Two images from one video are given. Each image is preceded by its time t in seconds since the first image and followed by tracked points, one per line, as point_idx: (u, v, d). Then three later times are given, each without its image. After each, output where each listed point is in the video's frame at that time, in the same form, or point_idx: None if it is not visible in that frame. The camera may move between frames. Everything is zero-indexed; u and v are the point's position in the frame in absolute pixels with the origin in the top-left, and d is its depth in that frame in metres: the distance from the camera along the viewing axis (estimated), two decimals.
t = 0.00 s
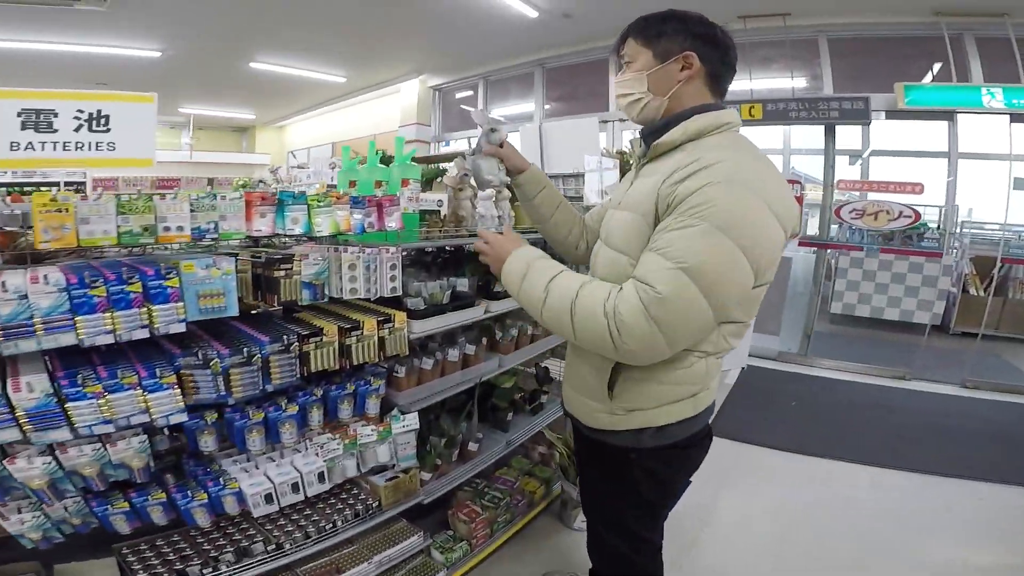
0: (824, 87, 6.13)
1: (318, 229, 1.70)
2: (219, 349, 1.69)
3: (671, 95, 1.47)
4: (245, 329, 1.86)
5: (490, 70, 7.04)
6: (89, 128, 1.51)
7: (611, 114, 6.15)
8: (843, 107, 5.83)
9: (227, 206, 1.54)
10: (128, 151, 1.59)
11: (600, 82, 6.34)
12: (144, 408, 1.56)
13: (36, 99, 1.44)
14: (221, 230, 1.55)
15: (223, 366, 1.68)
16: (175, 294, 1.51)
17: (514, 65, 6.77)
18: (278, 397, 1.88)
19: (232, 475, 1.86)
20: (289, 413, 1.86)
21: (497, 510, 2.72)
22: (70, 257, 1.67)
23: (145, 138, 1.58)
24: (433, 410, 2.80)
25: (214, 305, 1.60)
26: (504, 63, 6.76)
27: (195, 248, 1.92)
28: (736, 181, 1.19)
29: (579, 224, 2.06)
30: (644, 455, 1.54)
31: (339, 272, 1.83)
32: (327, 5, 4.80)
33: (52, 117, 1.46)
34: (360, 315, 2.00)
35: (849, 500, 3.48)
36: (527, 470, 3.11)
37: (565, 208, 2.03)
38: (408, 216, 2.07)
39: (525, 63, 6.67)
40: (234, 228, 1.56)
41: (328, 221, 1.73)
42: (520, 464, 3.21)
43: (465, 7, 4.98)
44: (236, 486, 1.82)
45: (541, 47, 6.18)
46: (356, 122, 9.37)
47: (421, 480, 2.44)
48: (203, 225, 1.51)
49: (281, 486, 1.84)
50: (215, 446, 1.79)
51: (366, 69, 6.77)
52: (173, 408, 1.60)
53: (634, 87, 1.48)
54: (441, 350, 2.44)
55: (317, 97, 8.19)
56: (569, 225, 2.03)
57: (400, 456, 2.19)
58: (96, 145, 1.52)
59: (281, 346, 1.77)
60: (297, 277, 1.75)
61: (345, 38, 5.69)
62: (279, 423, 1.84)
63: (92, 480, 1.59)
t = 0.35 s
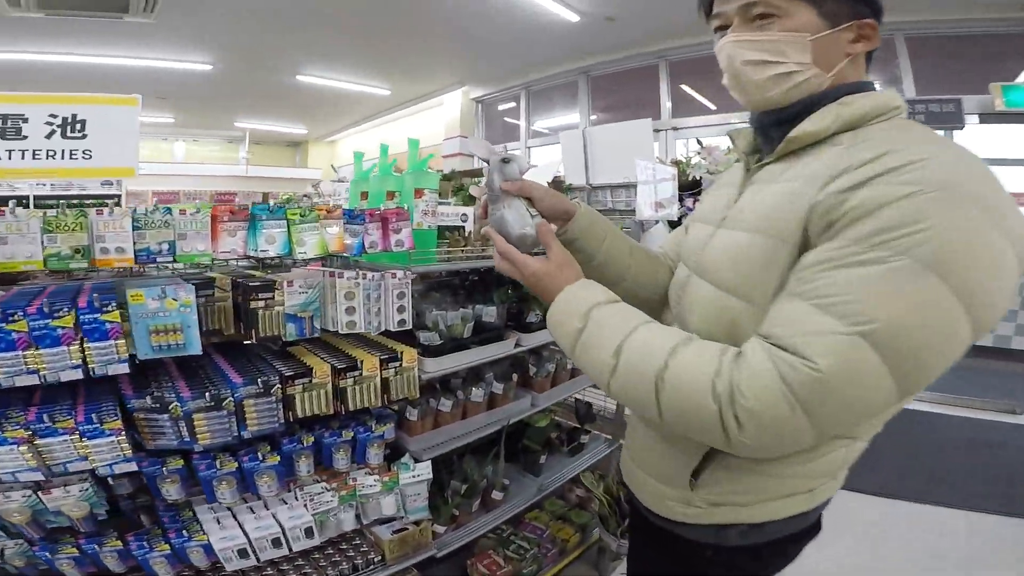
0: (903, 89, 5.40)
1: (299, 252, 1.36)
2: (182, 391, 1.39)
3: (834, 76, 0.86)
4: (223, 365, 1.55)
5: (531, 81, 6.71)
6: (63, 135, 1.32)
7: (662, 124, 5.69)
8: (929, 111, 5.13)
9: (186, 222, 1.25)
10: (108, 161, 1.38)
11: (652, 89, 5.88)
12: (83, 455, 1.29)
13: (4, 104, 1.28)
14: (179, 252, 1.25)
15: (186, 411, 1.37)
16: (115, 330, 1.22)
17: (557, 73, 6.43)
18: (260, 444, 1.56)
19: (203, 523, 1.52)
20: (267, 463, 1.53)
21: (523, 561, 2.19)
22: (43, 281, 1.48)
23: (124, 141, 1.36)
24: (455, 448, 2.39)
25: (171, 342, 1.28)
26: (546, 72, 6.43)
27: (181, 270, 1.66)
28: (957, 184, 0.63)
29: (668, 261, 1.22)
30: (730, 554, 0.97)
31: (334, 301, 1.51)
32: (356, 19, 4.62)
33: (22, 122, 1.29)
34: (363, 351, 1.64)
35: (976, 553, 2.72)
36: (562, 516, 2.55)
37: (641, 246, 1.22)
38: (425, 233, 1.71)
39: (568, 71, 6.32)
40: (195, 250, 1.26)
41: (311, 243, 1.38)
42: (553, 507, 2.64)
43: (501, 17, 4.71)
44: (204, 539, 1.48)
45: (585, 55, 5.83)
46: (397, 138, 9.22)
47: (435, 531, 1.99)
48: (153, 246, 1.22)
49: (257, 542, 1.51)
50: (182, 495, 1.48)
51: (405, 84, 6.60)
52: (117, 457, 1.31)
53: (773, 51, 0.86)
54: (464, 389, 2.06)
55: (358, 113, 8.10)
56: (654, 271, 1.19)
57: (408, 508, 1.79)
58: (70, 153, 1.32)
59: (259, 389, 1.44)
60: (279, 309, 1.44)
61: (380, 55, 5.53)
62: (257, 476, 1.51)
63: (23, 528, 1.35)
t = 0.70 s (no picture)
0: None
1: (286, 261, 1.20)
2: (158, 412, 1.19)
3: None
4: (215, 382, 1.36)
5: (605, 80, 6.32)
6: (75, 133, 1.13)
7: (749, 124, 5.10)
8: None
9: (157, 228, 1.12)
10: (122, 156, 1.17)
11: (742, 88, 5.33)
12: (46, 477, 1.13)
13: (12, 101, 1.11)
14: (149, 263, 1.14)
15: (161, 434, 1.18)
16: (73, 348, 1.04)
17: (632, 72, 6.00)
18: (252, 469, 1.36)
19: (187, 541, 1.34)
20: (254, 491, 1.34)
21: None
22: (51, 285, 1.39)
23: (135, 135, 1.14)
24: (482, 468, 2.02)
25: (140, 362, 1.11)
26: (620, 71, 6.02)
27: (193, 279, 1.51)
28: None
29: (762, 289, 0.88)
30: None
31: (336, 318, 1.28)
32: (418, 18, 4.49)
33: (31, 122, 1.12)
34: (373, 374, 1.41)
35: None
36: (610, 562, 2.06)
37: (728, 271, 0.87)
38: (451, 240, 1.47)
39: (645, 70, 5.88)
40: (167, 260, 1.13)
41: (301, 251, 1.21)
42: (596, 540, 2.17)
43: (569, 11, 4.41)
44: (184, 562, 1.31)
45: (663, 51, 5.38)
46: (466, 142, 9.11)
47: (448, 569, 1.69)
48: (116, 255, 1.11)
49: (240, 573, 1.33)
50: (166, 515, 1.30)
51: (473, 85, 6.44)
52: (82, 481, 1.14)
53: None
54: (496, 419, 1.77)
55: (427, 117, 8.06)
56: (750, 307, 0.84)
57: (418, 543, 1.55)
58: (81, 152, 1.14)
59: (246, 414, 1.23)
60: (272, 326, 1.24)
61: (446, 54, 5.39)
62: (241, 506, 1.33)
63: None
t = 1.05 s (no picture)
0: None
1: (283, 249, 1.16)
2: (161, 408, 1.13)
3: None
4: (224, 376, 1.29)
5: (641, 60, 6.05)
6: (82, 124, 1.00)
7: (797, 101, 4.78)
8: None
9: (150, 218, 1.11)
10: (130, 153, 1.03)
11: (788, 66, 5.00)
12: (51, 475, 1.09)
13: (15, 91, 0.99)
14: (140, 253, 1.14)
15: (165, 432, 1.12)
16: (67, 344, 0.99)
17: (671, 51, 5.71)
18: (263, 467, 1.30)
19: (201, 542, 1.28)
20: (263, 491, 1.28)
21: None
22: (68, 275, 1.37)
23: (145, 129, 1.01)
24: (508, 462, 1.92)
25: (138, 357, 1.07)
26: (658, 50, 5.74)
27: (208, 267, 1.46)
28: None
29: (836, 291, 0.83)
30: None
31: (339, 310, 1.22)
32: (444, 3, 4.36)
33: (39, 114, 0.99)
34: (387, 369, 1.32)
35: None
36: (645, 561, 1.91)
37: (789, 278, 0.82)
38: (467, 224, 1.37)
39: (684, 48, 5.58)
40: (162, 249, 1.12)
41: (299, 238, 1.16)
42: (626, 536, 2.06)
43: None
44: (196, 560, 1.26)
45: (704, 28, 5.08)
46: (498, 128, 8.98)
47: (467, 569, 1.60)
48: (105, 246, 1.11)
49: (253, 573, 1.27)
50: (178, 514, 1.26)
51: (505, 69, 6.28)
52: (87, 479, 1.09)
53: None
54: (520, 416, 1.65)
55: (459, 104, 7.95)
56: (816, 314, 0.80)
57: (436, 545, 1.46)
58: (90, 145, 1.00)
59: (252, 411, 1.15)
60: (275, 317, 1.21)
61: (476, 39, 5.24)
62: (250, 506, 1.27)
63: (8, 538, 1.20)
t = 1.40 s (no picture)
0: None
1: (289, 241, 1.15)
2: (165, 405, 1.12)
3: None
4: (229, 370, 1.28)
5: (656, 52, 5.96)
6: (89, 112, 0.98)
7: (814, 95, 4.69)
8: None
9: (155, 208, 1.11)
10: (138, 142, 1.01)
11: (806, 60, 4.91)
12: (54, 470, 1.08)
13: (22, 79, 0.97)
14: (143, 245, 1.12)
15: (169, 427, 1.11)
16: (69, 338, 0.99)
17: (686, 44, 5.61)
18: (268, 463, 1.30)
19: (206, 539, 1.29)
20: (269, 488, 1.26)
21: None
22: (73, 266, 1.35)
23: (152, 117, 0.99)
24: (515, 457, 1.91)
25: (141, 351, 1.07)
26: (673, 42, 5.64)
27: (215, 258, 1.44)
28: None
29: (874, 307, 0.89)
30: None
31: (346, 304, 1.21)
32: None
33: (46, 102, 0.98)
34: (394, 365, 1.30)
35: None
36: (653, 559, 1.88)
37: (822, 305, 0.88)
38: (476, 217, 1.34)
39: (699, 41, 5.48)
40: (166, 241, 1.12)
41: (305, 230, 1.16)
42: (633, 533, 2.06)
43: None
44: (202, 557, 1.26)
45: (721, 20, 4.97)
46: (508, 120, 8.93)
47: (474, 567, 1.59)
48: (107, 237, 1.10)
49: (259, 570, 1.28)
50: (183, 510, 1.25)
51: (516, 59, 6.19)
52: (90, 475, 1.08)
53: None
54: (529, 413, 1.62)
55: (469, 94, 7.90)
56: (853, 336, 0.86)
57: (444, 542, 1.45)
58: (98, 134, 0.98)
59: (257, 407, 1.14)
60: (282, 311, 1.21)
61: (489, 30, 5.17)
62: (256, 502, 1.25)
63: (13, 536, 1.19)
